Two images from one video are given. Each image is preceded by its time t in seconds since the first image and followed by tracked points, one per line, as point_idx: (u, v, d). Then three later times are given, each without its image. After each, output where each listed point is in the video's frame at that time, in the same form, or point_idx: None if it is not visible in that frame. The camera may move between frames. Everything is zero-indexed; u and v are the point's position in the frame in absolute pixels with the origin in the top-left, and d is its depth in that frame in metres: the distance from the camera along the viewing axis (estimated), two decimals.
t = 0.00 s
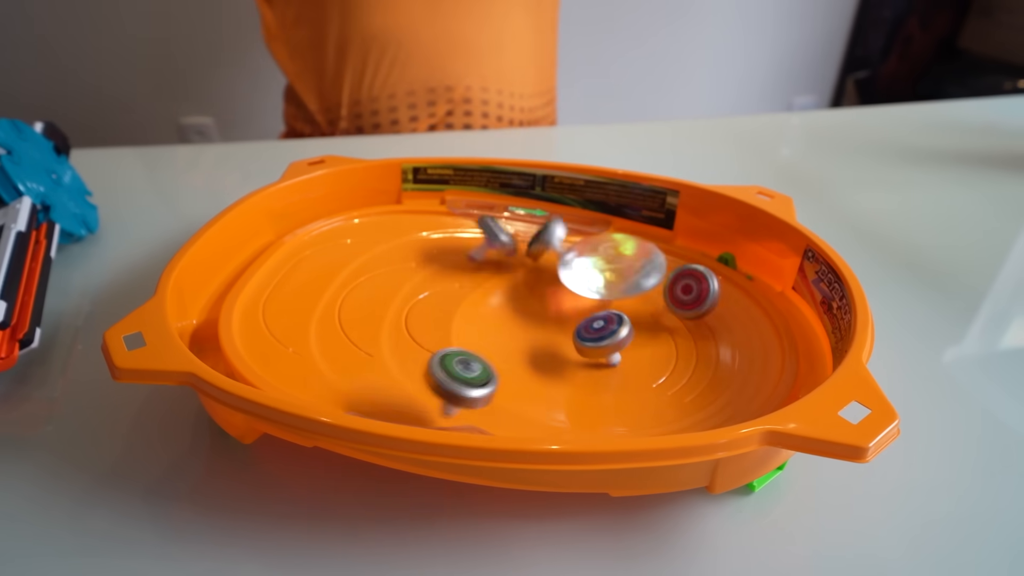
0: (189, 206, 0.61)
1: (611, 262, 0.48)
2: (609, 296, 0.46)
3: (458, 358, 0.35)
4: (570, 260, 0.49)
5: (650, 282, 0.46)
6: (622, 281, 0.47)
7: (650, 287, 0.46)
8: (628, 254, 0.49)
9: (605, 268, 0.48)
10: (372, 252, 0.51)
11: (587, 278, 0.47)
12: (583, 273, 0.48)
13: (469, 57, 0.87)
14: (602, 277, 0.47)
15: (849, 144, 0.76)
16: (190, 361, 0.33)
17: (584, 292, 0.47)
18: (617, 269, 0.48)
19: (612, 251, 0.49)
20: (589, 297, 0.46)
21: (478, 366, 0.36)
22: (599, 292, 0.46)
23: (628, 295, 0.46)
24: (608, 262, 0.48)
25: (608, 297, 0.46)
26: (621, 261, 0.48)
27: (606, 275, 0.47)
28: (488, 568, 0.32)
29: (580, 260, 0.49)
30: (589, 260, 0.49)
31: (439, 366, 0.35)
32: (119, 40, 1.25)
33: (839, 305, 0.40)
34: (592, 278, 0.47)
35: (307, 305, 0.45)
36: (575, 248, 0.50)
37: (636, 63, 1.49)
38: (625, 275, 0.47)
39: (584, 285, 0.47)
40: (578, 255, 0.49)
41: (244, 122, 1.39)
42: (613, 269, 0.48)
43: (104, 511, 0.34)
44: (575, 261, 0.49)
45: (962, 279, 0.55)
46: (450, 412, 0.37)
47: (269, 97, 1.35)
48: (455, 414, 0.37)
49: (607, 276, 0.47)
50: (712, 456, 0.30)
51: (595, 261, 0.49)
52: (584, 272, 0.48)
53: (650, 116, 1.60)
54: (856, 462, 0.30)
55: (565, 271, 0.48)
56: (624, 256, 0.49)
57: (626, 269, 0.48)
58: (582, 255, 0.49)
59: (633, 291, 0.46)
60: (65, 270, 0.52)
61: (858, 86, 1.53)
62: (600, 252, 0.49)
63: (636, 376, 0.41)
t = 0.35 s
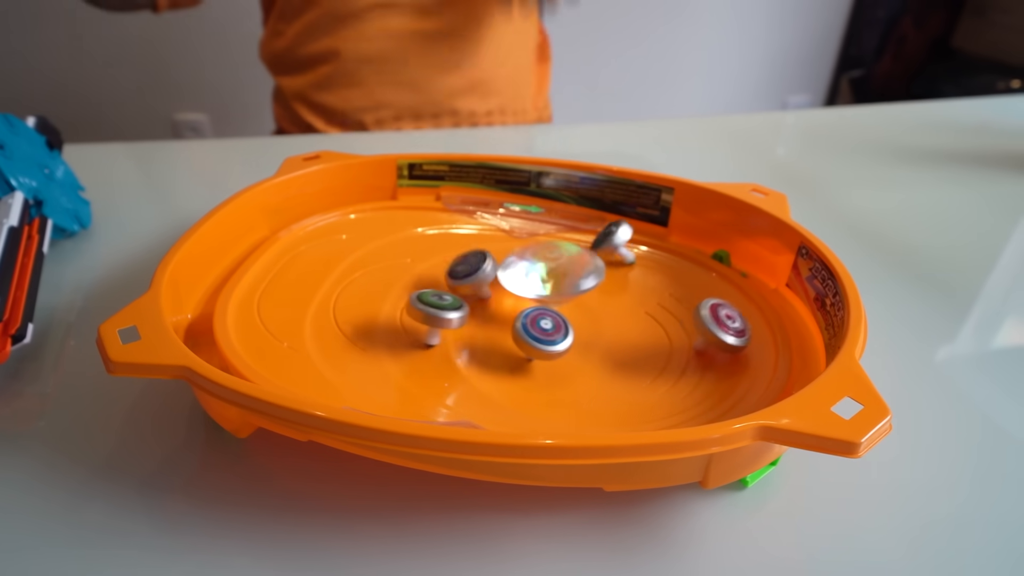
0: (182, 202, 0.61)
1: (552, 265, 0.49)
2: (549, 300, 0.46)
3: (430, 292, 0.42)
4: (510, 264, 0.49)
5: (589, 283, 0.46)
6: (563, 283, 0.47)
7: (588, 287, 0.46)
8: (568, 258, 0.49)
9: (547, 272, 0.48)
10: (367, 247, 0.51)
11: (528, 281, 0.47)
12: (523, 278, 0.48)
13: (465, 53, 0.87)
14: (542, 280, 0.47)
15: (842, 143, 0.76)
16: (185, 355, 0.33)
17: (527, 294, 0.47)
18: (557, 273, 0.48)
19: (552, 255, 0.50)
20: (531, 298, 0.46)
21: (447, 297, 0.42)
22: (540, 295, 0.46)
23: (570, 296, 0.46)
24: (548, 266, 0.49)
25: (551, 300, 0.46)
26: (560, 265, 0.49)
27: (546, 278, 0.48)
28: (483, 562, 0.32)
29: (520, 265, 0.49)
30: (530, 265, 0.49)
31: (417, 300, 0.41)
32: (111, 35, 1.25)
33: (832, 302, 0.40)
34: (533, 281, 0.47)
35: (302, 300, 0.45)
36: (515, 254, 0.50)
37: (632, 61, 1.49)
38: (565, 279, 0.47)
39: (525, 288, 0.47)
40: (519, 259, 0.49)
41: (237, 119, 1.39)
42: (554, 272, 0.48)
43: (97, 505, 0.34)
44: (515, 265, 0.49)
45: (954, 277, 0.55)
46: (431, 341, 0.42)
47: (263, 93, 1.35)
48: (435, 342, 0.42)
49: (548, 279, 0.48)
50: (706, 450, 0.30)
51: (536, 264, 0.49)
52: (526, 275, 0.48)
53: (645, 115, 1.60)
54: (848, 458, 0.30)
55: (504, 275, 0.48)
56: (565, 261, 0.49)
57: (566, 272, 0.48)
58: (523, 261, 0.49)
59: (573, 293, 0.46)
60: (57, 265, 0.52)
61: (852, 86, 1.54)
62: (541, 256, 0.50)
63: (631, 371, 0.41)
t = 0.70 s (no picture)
0: (176, 201, 0.61)
1: (508, 281, 0.46)
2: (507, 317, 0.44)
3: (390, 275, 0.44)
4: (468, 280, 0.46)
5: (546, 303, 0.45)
6: (522, 301, 0.45)
7: (545, 308, 0.45)
8: (528, 275, 0.47)
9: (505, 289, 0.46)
10: (362, 246, 0.51)
11: (486, 297, 0.45)
12: (480, 292, 0.45)
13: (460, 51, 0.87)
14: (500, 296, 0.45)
15: (837, 141, 0.77)
16: (179, 352, 0.33)
17: (487, 311, 0.44)
18: (515, 289, 0.46)
19: (511, 270, 0.47)
20: (490, 315, 0.44)
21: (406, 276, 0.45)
22: (501, 312, 0.44)
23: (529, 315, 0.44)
24: (506, 281, 0.46)
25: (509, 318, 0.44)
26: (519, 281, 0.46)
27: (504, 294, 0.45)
28: (477, 560, 0.32)
29: (478, 278, 0.46)
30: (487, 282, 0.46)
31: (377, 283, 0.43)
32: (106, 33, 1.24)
33: (825, 300, 0.41)
34: (492, 296, 0.45)
35: (296, 299, 0.45)
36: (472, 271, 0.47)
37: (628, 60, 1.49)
38: (524, 296, 0.45)
39: (484, 303, 0.44)
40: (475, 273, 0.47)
41: (232, 117, 1.39)
42: (512, 289, 0.46)
43: (92, 503, 0.34)
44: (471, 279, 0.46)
45: (948, 275, 0.56)
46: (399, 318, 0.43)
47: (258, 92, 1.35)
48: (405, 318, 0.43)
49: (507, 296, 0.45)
50: (699, 448, 0.30)
51: (494, 280, 0.46)
52: (484, 290, 0.45)
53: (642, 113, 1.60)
54: (839, 456, 0.30)
55: (460, 289, 0.45)
56: (524, 277, 0.47)
57: (525, 289, 0.46)
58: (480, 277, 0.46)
59: (530, 313, 0.44)
60: (51, 264, 0.52)
61: (847, 84, 1.55)
62: (498, 272, 0.47)
63: (624, 369, 0.41)
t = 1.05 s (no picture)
0: (183, 203, 0.62)
1: (514, 312, 0.45)
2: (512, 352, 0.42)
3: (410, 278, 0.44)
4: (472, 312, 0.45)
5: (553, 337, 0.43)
6: (527, 334, 0.43)
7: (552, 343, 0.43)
8: (536, 306, 0.46)
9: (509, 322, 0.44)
10: (366, 246, 0.51)
11: (490, 329, 0.43)
12: (485, 324, 0.44)
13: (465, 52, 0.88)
14: (506, 329, 0.43)
15: (841, 140, 0.77)
16: (187, 351, 0.34)
17: (491, 347, 0.42)
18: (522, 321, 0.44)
19: (519, 301, 0.46)
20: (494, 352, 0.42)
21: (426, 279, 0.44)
22: (505, 347, 0.42)
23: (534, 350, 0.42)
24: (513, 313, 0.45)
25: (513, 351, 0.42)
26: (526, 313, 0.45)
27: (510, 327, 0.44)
28: (480, 556, 0.33)
29: (485, 309, 0.45)
30: (491, 315, 0.45)
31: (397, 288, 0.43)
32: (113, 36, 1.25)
33: (828, 299, 0.41)
34: (497, 330, 0.43)
35: (301, 298, 0.45)
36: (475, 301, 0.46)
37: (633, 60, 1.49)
38: (530, 329, 0.44)
39: (488, 337, 0.43)
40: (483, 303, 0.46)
41: (238, 119, 1.39)
42: (518, 322, 0.44)
43: (101, 500, 0.34)
44: (477, 309, 0.45)
45: (952, 274, 0.55)
46: (419, 322, 0.44)
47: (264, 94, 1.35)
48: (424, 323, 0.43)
49: (512, 329, 0.43)
50: (702, 445, 0.30)
51: (499, 312, 0.45)
52: (489, 323, 0.44)
53: (646, 112, 1.60)
54: (839, 454, 0.30)
55: (466, 320, 0.44)
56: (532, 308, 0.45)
57: (531, 322, 0.44)
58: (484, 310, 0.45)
59: (534, 348, 0.42)
60: (60, 265, 0.52)
61: (853, 82, 1.54)
62: (504, 302, 0.46)
63: (628, 368, 0.41)
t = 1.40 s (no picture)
0: (191, 206, 0.62)
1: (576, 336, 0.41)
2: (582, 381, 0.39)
3: (548, 241, 0.51)
4: (530, 339, 0.41)
5: (623, 359, 0.40)
6: (592, 362, 0.39)
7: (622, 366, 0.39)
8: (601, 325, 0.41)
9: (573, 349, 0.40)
10: (372, 248, 0.52)
11: (553, 359, 0.40)
12: (549, 354, 0.40)
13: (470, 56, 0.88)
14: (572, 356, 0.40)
15: (845, 141, 0.77)
16: (194, 351, 0.34)
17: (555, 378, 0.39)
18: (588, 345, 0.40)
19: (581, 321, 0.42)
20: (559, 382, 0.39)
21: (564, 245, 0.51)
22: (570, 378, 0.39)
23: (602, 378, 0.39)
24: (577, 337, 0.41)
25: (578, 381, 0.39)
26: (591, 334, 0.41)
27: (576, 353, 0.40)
28: (484, 553, 0.33)
29: (544, 334, 0.41)
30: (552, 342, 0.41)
31: (541, 252, 0.50)
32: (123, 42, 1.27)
33: (829, 300, 0.41)
34: (562, 359, 0.40)
35: (307, 300, 0.46)
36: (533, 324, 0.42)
37: (636, 63, 1.50)
38: (598, 354, 0.40)
39: (552, 368, 0.39)
40: (541, 327, 0.41)
41: (246, 122, 1.40)
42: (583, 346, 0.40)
43: (110, 497, 0.35)
44: (537, 336, 0.41)
45: (956, 275, 0.56)
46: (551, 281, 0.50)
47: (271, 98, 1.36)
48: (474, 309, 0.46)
49: (578, 356, 0.40)
50: (703, 444, 0.30)
51: (561, 336, 0.41)
52: (553, 351, 0.40)
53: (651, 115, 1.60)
54: (840, 452, 0.30)
55: (527, 348, 0.40)
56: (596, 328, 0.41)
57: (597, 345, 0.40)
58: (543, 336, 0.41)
59: (606, 376, 0.39)
60: (70, 267, 0.53)
61: (858, 84, 1.54)
62: (565, 326, 0.41)
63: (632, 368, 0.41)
